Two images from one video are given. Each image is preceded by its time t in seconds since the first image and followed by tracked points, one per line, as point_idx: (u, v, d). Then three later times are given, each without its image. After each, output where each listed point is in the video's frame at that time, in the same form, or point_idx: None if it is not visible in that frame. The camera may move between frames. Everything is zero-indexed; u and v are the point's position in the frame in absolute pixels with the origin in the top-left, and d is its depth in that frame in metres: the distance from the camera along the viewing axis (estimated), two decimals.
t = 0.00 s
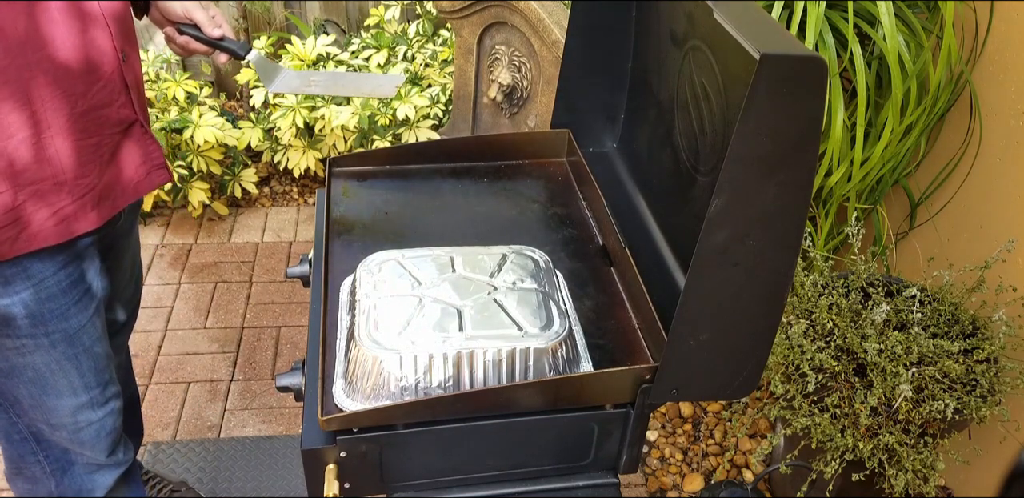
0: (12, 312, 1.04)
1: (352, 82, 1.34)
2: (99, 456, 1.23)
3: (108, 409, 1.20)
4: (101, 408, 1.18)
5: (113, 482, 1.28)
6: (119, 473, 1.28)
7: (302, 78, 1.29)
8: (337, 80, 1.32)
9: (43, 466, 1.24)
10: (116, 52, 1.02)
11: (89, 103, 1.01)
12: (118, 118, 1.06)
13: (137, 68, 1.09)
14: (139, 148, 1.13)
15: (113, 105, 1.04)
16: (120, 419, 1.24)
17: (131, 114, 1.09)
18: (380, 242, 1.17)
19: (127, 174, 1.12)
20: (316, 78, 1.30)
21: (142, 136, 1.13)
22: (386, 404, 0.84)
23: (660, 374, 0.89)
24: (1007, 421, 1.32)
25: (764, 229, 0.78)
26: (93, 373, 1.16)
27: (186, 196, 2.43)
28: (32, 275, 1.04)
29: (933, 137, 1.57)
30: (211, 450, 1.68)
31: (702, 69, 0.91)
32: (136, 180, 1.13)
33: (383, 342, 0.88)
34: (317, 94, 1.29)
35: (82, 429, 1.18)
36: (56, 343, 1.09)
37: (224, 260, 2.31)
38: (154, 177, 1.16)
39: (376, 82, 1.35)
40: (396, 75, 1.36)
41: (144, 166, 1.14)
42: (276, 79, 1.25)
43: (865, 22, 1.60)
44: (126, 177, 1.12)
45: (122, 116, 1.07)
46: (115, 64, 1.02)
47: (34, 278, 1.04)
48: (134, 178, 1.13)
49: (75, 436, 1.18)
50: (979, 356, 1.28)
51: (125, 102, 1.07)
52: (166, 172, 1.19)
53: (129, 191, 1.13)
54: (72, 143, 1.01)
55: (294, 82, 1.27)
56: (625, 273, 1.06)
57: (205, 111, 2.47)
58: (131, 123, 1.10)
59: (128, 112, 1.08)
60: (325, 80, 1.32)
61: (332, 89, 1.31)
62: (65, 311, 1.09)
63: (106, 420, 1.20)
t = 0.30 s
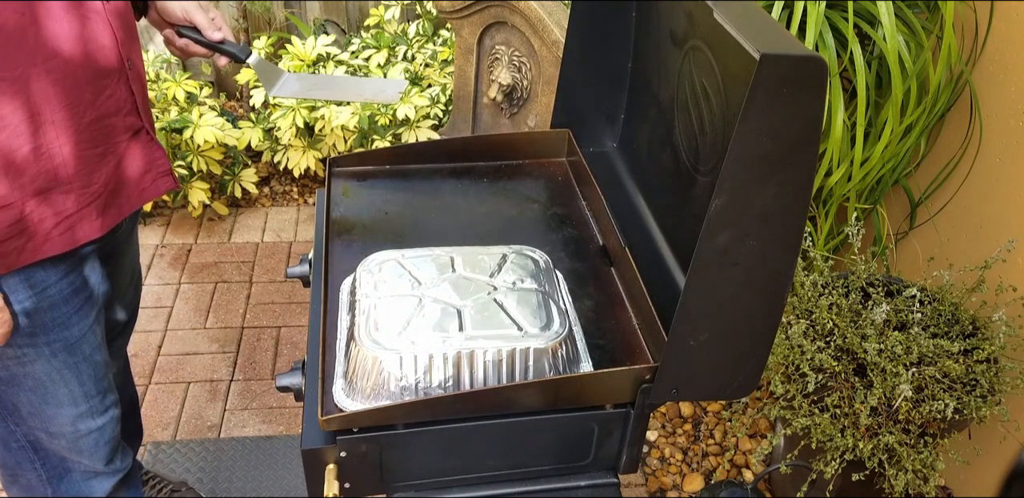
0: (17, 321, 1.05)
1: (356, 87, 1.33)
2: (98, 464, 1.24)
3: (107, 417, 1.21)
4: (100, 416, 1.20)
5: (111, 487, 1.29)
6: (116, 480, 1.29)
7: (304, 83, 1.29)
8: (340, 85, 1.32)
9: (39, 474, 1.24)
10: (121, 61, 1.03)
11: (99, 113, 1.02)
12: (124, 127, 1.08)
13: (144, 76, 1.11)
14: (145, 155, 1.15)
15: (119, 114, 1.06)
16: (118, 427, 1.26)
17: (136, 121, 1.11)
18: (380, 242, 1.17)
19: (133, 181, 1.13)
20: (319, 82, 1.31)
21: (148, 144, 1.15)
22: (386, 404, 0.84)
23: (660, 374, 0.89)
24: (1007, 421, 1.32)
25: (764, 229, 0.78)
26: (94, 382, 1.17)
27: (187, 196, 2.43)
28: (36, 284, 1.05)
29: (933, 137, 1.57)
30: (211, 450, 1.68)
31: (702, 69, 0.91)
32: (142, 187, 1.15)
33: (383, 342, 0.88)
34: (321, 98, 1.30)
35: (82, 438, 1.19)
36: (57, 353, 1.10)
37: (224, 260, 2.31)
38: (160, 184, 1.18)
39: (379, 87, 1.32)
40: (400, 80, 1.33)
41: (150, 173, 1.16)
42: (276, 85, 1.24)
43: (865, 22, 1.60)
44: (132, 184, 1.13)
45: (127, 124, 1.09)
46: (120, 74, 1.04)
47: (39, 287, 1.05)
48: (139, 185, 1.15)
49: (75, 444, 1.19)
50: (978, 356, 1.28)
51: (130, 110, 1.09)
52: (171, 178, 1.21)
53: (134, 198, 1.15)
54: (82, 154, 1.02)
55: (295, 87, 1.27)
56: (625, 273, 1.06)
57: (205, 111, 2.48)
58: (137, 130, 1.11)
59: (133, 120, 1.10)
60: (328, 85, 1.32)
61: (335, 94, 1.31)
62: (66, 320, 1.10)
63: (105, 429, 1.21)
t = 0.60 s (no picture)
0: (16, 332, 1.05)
1: (359, 95, 1.30)
2: (95, 471, 1.25)
3: (105, 424, 1.22)
4: (99, 424, 1.20)
5: (108, 492, 1.30)
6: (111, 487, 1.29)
7: (306, 88, 1.27)
8: (344, 92, 1.30)
9: (37, 478, 1.25)
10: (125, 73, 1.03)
11: (103, 126, 1.03)
12: (128, 138, 1.09)
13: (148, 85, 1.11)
14: (148, 163, 1.15)
15: (123, 126, 1.07)
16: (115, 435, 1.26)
17: (141, 130, 1.12)
18: (380, 242, 1.17)
19: (134, 189, 1.15)
20: (322, 88, 1.28)
21: (151, 152, 1.15)
22: (386, 404, 0.84)
23: (660, 374, 0.89)
24: (1008, 422, 1.32)
25: (764, 229, 0.78)
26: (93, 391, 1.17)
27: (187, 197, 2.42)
28: (41, 291, 1.05)
29: (933, 137, 1.57)
30: (211, 450, 1.68)
31: (702, 69, 0.91)
32: (143, 194, 1.17)
33: (383, 342, 0.88)
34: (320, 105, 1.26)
35: (80, 446, 1.20)
36: (59, 361, 1.10)
37: (224, 260, 2.31)
38: (162, 192, 1.19)
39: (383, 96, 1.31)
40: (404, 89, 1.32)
41: (153, 182, 1.17)
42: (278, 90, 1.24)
43: (865, 23, 1.60)
44: (134, 192, 1.15)
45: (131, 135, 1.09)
46: (123, 85, 1.04)
47: (40, 298, 1.05)
48: (141, 193, 1.16)
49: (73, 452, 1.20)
50: (978, 356, 1.28)
51: (134, 120, 1.09)
52: (172, 184, 1.22)
53: (135, 205, 1.16)
54: (87, 165, 1.03)
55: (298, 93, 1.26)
56: (625, 273, 1.06)
57: (205, 111, 2.47)
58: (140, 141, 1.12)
59: (137, 130, 1.10)
60: (331, 90, 1.29)
61: (338, 102, 1.28)
62: (69, 327, 1.10)
63: (104, 436, 1.22)
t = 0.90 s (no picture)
0: None
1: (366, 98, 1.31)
2: None
3: (70, 472, 1.19)
4: (63, 471, 1.17)
5: None
6: None
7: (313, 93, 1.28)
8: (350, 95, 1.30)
9: None
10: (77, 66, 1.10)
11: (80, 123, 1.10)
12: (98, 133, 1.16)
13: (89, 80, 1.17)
14: (119, 157, 1.24)
15: (90, 121, 1.13)
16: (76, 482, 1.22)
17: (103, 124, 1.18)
18: (380, 242, 1.17)
19: (111, 180, 1.23)
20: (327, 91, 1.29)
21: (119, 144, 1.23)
22: (386, 404, 0.84)
23: (660, 374, 0.89)
24: (1008, 422, 1.31)
25: (764, 229, 0.78)
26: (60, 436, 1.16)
27: (186, 197, 2.41)
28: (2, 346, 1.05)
29: (933, 137, 1.58)
30: (212, 450, 1.68)
31: (702, 70, 0.91)
32: (120, 186, 1.25)
33: (383, 342, 0.88)
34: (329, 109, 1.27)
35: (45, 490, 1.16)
36: (26, 410, 1.10)
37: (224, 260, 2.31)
38: (137, 184, 1.28)
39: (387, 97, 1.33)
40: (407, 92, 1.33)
41: (127, 175, 1.26)
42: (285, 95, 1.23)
43: (865, 23, 1.60)
44: (112, 184, 1.23)
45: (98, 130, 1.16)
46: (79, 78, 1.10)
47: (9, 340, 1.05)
48: (118, 185, 1.25)
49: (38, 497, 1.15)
50: (978, 356, 1.29)
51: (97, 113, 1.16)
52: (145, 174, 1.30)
53: (116, 197, 1.25)
54: (78, 162, 1.10)
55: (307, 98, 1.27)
56: (625, 273, 1.06)
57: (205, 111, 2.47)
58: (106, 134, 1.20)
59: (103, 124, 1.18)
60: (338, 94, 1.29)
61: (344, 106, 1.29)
62: (33, 376, 1.10)
63: (69, 482, 1.19)
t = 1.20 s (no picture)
0: None
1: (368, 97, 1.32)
2: None
3: (71, 478, 1.19)
4: (64, 477, 1.17)
5: None
6: None
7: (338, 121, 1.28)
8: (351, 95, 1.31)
9: None
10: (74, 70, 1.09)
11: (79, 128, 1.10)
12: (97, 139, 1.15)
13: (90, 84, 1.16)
14: (119, 161, 1.23)
15: (90, 125, 1.13)
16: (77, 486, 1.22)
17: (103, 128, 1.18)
18: (380, 242, 1.17)
19: (111, 186, 1.23)
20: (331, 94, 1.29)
21: (120, 149, 1.23)
22: (386, 404, 0.84)
23: (660, 374, 0.89)
24: (1008, 422, 1.31)
25: (764, 230, 0.78)
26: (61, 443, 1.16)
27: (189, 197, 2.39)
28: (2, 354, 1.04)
29: (933, 137, 1.58)
30: (212, 450, 1.68)
31: (702, 70, 0.91)
32: (120, 191, 1.25)
33: (383, 343, 0.88)
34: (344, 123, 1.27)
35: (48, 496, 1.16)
36: (27, 418, 1.10)
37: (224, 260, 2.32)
38: (137, 188, 1.28)
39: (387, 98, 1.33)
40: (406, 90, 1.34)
41: (127, 179, 1.26)
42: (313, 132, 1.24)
43: (865, 23, 1.60)
44: (111, 190, 1.23)
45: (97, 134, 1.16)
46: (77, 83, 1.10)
47: (10, 354, 1.05)
48: (119, 190, 1.24)
49: None
50: (978, 356, 1.29)
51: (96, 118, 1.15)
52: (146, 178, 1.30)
53: (116, 202, 1.24)
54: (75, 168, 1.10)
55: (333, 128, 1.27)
56: (625, 273, 1.06)
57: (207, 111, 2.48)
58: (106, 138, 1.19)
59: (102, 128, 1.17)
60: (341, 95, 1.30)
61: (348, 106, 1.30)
62: (35, 383, 1.09)
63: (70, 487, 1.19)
